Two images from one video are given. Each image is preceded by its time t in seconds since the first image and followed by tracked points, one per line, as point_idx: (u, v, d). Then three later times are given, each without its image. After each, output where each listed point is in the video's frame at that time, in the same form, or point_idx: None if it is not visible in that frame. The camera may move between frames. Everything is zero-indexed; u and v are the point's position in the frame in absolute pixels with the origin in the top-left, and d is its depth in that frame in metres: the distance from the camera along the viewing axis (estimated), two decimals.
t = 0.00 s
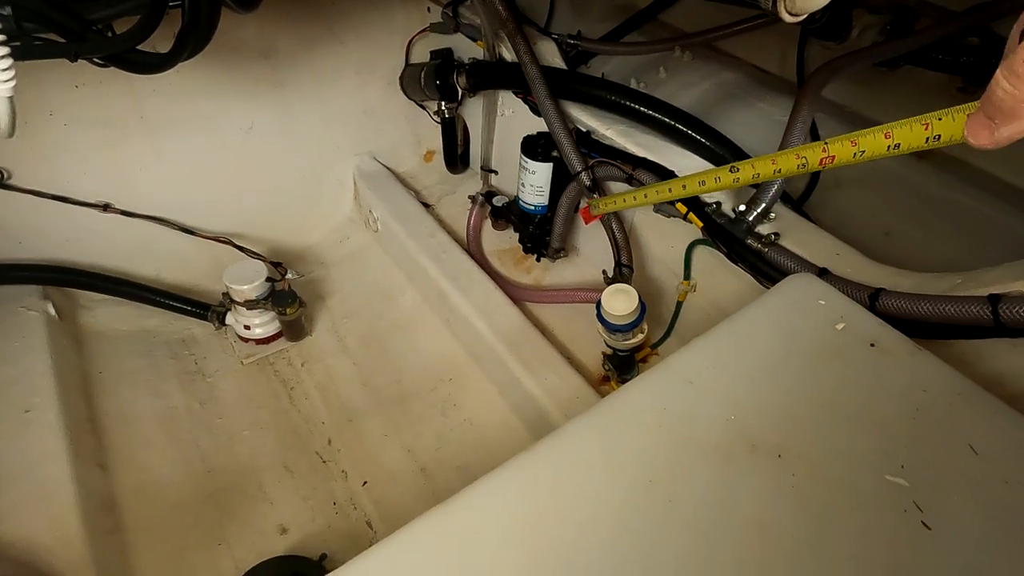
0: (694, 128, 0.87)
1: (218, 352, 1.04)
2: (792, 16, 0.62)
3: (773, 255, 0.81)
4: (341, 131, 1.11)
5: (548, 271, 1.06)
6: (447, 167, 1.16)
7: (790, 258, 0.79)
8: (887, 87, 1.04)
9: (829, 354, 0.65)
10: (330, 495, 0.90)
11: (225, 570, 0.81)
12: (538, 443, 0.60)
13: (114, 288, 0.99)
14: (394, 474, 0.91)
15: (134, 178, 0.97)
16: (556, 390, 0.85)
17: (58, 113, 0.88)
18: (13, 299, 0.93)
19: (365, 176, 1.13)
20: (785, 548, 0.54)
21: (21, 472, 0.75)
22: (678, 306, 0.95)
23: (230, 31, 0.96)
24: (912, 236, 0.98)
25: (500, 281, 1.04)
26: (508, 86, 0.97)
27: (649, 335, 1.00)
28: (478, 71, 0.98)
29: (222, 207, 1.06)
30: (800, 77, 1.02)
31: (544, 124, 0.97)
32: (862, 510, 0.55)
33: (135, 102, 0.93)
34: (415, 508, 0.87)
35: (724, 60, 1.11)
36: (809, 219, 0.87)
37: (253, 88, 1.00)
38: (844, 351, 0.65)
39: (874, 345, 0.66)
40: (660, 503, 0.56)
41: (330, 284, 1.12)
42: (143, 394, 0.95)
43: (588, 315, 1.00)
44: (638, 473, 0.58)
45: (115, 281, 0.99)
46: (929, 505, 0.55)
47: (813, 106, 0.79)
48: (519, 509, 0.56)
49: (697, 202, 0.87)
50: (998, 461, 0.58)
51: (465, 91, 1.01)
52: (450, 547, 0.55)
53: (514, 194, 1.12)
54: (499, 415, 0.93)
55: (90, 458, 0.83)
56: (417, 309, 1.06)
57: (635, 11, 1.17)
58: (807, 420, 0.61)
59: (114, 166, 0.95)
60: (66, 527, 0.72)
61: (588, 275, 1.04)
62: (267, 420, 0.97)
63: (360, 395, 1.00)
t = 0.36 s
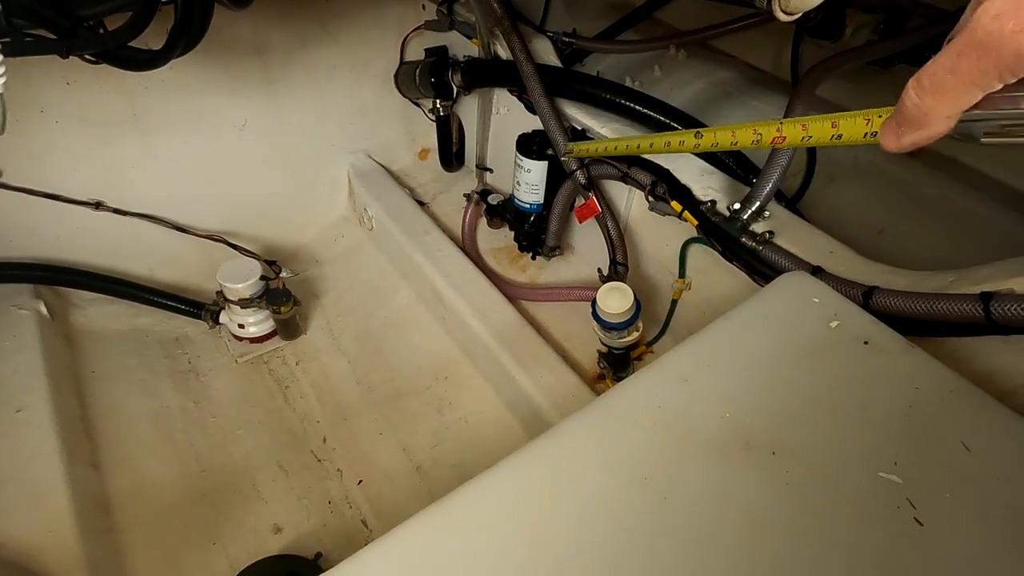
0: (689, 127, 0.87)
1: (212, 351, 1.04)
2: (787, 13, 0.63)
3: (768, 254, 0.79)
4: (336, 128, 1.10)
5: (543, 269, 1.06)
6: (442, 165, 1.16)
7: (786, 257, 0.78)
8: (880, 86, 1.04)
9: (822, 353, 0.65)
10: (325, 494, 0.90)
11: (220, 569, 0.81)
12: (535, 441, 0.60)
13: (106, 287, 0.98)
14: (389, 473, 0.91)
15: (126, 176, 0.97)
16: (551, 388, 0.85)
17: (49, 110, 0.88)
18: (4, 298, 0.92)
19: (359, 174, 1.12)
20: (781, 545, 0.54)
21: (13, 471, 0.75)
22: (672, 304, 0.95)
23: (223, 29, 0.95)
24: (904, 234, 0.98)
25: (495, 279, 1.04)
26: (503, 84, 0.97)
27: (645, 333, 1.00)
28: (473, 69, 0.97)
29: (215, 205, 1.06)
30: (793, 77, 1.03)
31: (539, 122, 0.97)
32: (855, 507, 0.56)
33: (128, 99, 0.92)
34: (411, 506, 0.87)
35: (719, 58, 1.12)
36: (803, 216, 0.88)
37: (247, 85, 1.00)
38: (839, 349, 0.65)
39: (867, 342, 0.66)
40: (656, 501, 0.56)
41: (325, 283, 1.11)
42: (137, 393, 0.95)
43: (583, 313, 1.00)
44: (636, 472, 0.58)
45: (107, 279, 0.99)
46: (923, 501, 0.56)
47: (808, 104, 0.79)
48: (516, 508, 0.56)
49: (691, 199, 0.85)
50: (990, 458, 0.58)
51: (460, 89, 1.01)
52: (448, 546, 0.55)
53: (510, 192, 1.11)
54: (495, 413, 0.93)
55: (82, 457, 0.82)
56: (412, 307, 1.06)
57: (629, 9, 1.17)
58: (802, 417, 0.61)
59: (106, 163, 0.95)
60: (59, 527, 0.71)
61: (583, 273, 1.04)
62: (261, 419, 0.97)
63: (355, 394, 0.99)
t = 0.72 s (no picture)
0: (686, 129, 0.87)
1: (207, 349, 1.03)
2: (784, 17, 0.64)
3: (763, 256, 0.79)
4: (332, 127, 1.10)
5: (539, 269, 1.06)
6: (439, 164, 1.16)
7: (782, 260, 0.78)
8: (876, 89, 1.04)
9: (816, 356, 0.65)
10: (319, 493, 0.90)
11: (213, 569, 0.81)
12: (532, 442, 0.60)
13: (100, 284, 0.98)
14: (384, 472, 0.91)
15: (120, 173, 0.96)
16: (547, 389, 0.85)
17: (43, 106, 0.87)
18: None
19: (356, 173, 1.12)
20: (775, 547, 0.54)
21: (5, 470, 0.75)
22: (668, 305, 0.95)
23: (220, 26, 0.95)
24: (900, 237, 0.98)
25: (492, 279, 1.04)
26: (501, 84, 0.97)
27: (640, 334, 1.00)
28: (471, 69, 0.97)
29: (211, 204, 1.05)
30: (790, 79, 1.03)
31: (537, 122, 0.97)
32: (848, 509, 0.56)
33: (123, 96, 0.91)
34: (405, 507, 0.87)
35: (717, 60, 1.12)
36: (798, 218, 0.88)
37: (243, 83, 0.99)
38: (833, 352, 0.66)
39: (862, 345, 0.66)
40: (651, 501, 0.57)
41: (321, 282, 1.11)
42: (131, 393, 0.94)
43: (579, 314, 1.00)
44: (631, 474, 0.58)
45: (100, 277, 0.98)
46: (916, 504, 0.56)
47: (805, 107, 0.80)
48: (512, 509, 0.56)
49: (688, 201, 0.84)
50: (983, 461, 0.58)
51: (458, 88, 1.01)
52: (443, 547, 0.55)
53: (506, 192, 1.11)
54: (490, 414, 0.93)
55: (75, 456, 0.82)
56: (407, 307, 1.06)
57: (627, 10, 1.17)
58: (796, 420, 0.61)
59: (100, 160, 0.94)
60: (51, 526, 0.71)
61: (579, 274, 1.04)
62: (256, 418, 0.96)
63: (350, 394, 0.99)
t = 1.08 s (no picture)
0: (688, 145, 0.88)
1: (201, 348, 1.03)
2: (791, 41, 0.65)
3: (761, 273, 0.81)
4: (334, 130, 1.10)
5: (537, 278, 1.07)
6: (440, 170, 1.17)
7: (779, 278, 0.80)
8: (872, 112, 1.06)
9: (813, 375, 0.66)
10: (311, 496, 0.89)
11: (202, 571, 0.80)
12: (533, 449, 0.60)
13: (96, 279, 0.97)
14: (377, 477, 0.91)
15: (120, 168, 0.96)
16: (542, 398, 0.85)
17: (46, 100, 0.86)
18: None
19: (357, 176, 1.12)
20: (772, 561, 0.55)
21: None
22: (665, 318, 0.97)
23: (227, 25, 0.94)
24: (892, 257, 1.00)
25: (490, 287, 1.04)
26: (506, 94, 0.98)
27: (636, 346, 1.01)
28: (476, 77, 0.98)
29: (210, 202, 1.05)
30: (789, 99, 1.05)
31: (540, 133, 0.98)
32: (842, 525, 0.57)
33: (127, 92, 0.91)
34: (397, 512, 0.87)
35: (717, 77, 1.13)
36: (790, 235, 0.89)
37: (248, 84, 0.99)
38: (829, 370, 0.67)
39: (857, 364, 0.67)
40: (649, 512, 0.57)
41: (318, 283, 1.11)
42: (124, 390, 0.94)
43: (576, 324, 1.01)
44: (631, 484, 0.59)
45: (96, 272, 0.97)
46: (909, 522, 0.57)
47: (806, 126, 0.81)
48: (512, 515, 0.57)
49: (688, 216, 0.84)
50: (975, 481, 0.59)
51: (462, 96, 1.02)
52: (443, 552, 0.55)
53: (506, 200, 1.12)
54: (485, 421, 0.93)
55: (66, 453, 0.81)
56: (404, 312, 1.06)
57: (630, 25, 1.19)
58: (793, 435, 0.62)
59: (100, 156, 0.94)
60: (40, 524, 0.70)
61: (577, 285, 1.05)
62: (249, 420, 0.96)
63: (345, 397, 0.99)
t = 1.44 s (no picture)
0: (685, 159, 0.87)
1: (190, 347, 1.01)
2: (791, 62, 0.67)
3: (755, 290, 0.81)
4: (333, 133, 1.10)
5: (531, 288, 1.06)
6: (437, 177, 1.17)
7: (772, 295, 0.80)
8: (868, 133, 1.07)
9: (805, 392, 0.66)
10: (296, 500, 0.88)
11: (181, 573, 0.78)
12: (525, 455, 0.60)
13: (85, 274, 0.96)
14: (363, 482, 0.89)
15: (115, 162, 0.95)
16: (533, 406, 0.85)
17: (44, 92, 0.86)
18: None
19: (354, 180, 1.12)
20: None
21: None
22: (657, 331, 0.97)
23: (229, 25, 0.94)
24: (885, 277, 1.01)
25: (484, 296, 1.04)
26: (506, 103, 0.98)
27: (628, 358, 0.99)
28: (477, 85, 0.99)
29: (205, 199, 1.05)
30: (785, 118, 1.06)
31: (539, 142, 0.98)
32: (832, 543, 0.57)
33: (126, 87, 0.90)
34: (383, 519, 0.86)
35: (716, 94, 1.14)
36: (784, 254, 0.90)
37: (248, 83, 0.99)
38: (821, 388, 0.67)
39: (849, 384, 0.67)
40: (641, 523, 0.57)
41: (310, 285, 1.10)
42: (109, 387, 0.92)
43: (568, 334, 1.01)
44: (623, 494, 0.58)
45: (86, 267, 0.96)
46: (898, 543, 0.57)
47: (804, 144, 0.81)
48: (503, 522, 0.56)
49: (685, 230, 0.84)
50: (965, 501, 0.59)
51: (462, 104, 1.02)
52: (430, 558, 0.55)
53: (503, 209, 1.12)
54: (475, 428, 0.92)
55: (47, 450, 0.79)
56: (397, 316, 1.05)
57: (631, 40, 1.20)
58: (784, 451, 0.62)
59: (95, 149, 0.93)
60: (18, 522, 0.68)
61: (571, 296, 1.05)
62: (235, 422, 0.94)
63: (334, 401, 0.98)
